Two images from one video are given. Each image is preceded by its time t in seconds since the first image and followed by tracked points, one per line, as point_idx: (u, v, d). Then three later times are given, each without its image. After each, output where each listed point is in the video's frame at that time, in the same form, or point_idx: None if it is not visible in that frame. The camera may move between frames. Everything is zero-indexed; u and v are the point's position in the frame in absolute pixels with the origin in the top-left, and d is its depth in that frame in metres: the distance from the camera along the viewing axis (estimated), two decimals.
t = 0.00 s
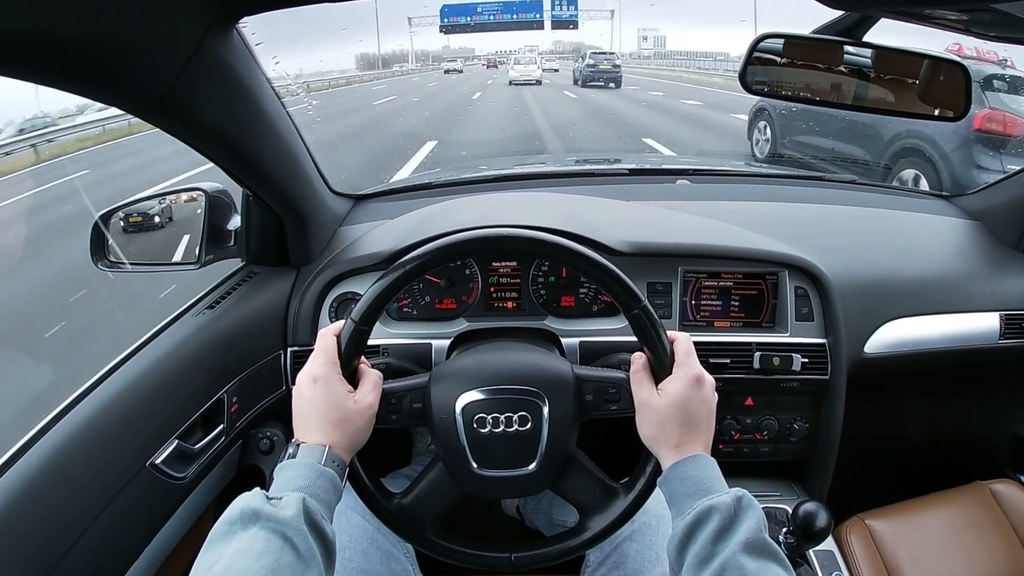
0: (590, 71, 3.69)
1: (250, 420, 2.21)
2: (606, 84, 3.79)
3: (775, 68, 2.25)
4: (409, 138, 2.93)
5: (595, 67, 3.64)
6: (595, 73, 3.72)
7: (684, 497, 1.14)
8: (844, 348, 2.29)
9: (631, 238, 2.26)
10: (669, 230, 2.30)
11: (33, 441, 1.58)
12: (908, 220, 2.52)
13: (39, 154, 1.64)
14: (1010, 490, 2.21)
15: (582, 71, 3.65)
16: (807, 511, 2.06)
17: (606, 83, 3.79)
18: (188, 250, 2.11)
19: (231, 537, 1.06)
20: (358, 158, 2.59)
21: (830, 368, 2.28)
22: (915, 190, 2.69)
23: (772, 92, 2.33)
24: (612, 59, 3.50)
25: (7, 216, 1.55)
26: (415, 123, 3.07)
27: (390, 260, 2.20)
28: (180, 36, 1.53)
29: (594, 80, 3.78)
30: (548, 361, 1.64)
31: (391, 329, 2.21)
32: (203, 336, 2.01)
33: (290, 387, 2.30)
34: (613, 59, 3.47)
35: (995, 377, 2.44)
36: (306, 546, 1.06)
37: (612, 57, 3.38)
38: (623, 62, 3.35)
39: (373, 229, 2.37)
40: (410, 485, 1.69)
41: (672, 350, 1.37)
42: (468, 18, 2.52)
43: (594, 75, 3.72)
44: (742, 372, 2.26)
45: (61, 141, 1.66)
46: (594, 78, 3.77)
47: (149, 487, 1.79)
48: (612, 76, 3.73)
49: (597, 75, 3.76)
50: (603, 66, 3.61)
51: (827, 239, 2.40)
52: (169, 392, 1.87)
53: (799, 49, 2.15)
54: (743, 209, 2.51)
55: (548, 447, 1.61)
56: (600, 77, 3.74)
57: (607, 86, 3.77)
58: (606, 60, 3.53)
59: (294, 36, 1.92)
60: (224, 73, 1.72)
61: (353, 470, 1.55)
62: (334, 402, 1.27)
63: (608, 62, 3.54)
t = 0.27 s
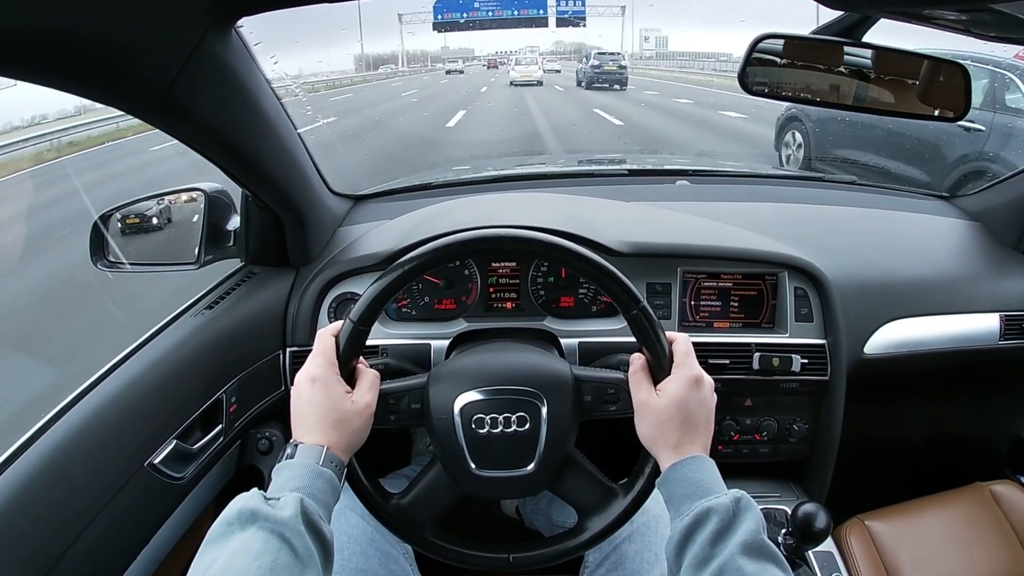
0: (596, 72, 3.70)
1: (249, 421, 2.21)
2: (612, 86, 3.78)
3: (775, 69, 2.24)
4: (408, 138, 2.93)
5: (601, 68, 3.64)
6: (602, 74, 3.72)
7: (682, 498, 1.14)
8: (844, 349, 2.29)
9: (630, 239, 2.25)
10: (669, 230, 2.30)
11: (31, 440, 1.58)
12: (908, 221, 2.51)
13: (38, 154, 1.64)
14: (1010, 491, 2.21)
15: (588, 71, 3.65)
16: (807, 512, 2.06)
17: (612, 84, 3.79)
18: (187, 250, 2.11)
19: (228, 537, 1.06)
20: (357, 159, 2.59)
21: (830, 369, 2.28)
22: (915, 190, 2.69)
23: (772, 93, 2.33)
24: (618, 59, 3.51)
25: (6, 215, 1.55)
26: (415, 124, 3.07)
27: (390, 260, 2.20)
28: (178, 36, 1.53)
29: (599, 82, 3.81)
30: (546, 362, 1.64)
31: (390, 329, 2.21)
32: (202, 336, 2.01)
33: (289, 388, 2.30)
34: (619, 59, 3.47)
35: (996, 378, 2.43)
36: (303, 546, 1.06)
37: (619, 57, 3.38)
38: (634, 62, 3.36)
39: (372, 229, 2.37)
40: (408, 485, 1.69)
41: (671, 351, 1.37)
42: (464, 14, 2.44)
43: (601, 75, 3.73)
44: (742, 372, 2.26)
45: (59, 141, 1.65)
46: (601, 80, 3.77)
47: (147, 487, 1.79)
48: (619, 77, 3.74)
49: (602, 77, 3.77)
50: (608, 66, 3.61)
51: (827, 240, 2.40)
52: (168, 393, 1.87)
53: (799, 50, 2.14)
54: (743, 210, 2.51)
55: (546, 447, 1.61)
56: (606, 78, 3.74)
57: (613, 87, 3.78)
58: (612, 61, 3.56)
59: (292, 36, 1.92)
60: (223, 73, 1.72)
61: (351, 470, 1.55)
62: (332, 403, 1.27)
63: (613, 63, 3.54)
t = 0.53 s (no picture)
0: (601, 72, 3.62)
1: (250, 421, 2.21)
2: (615, 87, 3.70)
3: (774, 68, 2.22)
4: (408, 139, 2.93)
5: (605, 68, 3.56)
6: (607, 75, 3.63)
7: (683, 498, 1.14)
8: (844, 348, 2.29)
9: (630, 239, 2.26)
10: (669, 230, 2.31)
11: (33, 442, 1.58)
12: (908, 221, 2.51)
13: (39, 156, 1.64)
14: (1010, 490, 2.21)
15: (590, 71, 3.59)
16: (807, 512, 2.06)
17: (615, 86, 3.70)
18: (187, 251, 2.11)
19: (230, 538, 1.06)
20: (357, 160, 2.59)
21: (830, 369, 2.28)
22: (914, 190, 2.69)
23: (771, 92, 2.33)
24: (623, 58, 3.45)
25: (8, 217, 1.55)
26: (414, 124, 3.07)
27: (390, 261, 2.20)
28: (179, 38, 1.54)
29: (604, 84, 3.72)
30: (546, 362, 1.64)
31: (391, 330, 2.21)
32: (204, 336, 2.02)
33: (290, 389, 2.30)
34: (624, 59, 3.42)
35: (996, 377, 2.44)
36: (305, 547, 1.06)
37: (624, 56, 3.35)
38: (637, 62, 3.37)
39: (373, 230, 2.38)
40: (410, 486, 1.69)
41: (671, 351, 1.37)
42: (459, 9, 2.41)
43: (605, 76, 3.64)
44: (742, 372, 2.26)
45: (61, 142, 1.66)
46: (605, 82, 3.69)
47: (149, 488, 1.79)
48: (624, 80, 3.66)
49: (606, 78, 3.67)
50: (614, 67, 3.52)
51: (827, 240, 2.40)
52: (169, 394, 1.88)
53: (799, 50, 2.14)
54: (742, 210, 2.51)
55: (547, 448, 1.61)
56: (609, 79, 3.65)
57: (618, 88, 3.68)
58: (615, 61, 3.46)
59: (292, 37, 1.92)
60: (223, 75, 1.72)
61: (352, 471, 1.56)
62: (334, 403, 1.27)
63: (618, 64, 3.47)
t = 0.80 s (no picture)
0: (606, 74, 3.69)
1: (251, 422, 2.21)
2: (621, 90, 3.80)
3: (775, 72, 2.24)
4: (410, 141, 2.93)
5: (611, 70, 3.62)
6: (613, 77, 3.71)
7: (684, 500, 1.15)
8: (844, 351, 2.30)
9: (631, 242, 2.26)
10: (670, 233, 2.31)
11: (35, 442, 1.59)
12: (909, 224, 2.52)
13: (41, 156, 1.64)
14: (1009, 493, 2.22)
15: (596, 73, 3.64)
16: (807, 514, 2.07)
17: (621, 89, 3.79)
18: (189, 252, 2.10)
19: (233, 540, 1.06)
20: (359, 161, 2.60)
21: (830, 372, 2.29)
22: (915, 194, 2.70)
23: (773, 95, 2.33)
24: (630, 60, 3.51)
25: (11, 217, 1.55)
26: (416, 126, 3.07)
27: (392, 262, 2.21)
28: (184, 39, 1.54)
29: (609, 86, 3.79)
30: (548, 364, 1.64)
31: (392, 331, 2.22)
32: (205, 337, 2.02)
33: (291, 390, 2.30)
34: (629, 60, 3.42)
35: (996, 381, 2.44)
36: (308, 548, 1.07)
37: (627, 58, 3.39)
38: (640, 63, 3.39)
39: (375, 231, 2.38)
40: (411, 487, 1.69)
41: (673, 353, 1.38)
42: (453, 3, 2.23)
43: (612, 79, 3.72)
44: (743, 375, 2.27)
45: (62, 142, 1.66)
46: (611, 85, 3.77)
47: (150, 488, 1.79)
48: (631, 80, 3.77)
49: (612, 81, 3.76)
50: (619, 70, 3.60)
51: (827, 243, 2.40)
52: (170, 394, 1.88)
53: (799, 53, 2.15)
54: (743, 213, 2.51)
55: (548, 450, 1.61)
56: (615, 81, 3.74)
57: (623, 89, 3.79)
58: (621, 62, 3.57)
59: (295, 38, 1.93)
60: (227, 76, 1.72)
61: (353, 472, 1.56)
62: (336, 405, 1.28)
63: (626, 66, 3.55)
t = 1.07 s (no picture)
0: (611, 73, 3.67)
1: (248, 421, 2.20)
2: (626, 90, 3.74)
3: (775, 70, 2.22)
4: (408, 138, 2.92)
5: (616, 69, 3.62)
6: (618, 77, 3.69)
7: (683, 499, 1.14)
8: (844, 350, 2.28)
9: (630, 239, 2.25)
10: (669, 231, 2.30)
11: (29, 440, 1.57)
12: (909, 222, 2.51)
13: (36, 154, 1.62)
14: (1009, 492, 2.21)
15: (600, 71, 3.65)
16: (807, 513, 2.06)
17: (626, 90, 3.74)
18: (186, 250, 2.10)
19: (227, 541, 1.05)
20: (357, 158, 2.59)
21: (830, 370, 2.28)
22: (915, 192, 2.69)
23: (772, 93, 2.32)
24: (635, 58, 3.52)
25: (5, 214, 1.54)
26: (414, 123, 3.07)
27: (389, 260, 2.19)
28: (178, 35, 1.53)
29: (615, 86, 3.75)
30: (545, 362, 1.63)
31: (389, 330, 2.20)
32: (202, 335, 2.01)
33: (288, 388, 2.29)
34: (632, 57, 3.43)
35: (996, 379, 2.43)
36: (303, 549, 1.05)
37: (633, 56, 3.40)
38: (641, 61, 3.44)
39: (373, 229, 2.37)
40: (408, 486, 1.68)
41: (671, 350, 1.37)
42: None
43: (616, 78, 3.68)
44: (742, 374, 2.26)
45: (58, 142, 1.64)
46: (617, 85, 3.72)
47: (145, 488, 1.78)
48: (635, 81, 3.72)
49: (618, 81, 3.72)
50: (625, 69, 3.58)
51: (827, 241, 2.39)
52: (166, 393, 1.86)
53: (799, 50, 2.13)
54: (742, 210, 2.50)
55: (546, 448, 1.60)
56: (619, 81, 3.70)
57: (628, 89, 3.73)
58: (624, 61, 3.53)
59: (292, 34, 1.91)
60: (222, 72, 1.71)
61: (350, 471, 1.55)
62: (332, 403, 1.27)
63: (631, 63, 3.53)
